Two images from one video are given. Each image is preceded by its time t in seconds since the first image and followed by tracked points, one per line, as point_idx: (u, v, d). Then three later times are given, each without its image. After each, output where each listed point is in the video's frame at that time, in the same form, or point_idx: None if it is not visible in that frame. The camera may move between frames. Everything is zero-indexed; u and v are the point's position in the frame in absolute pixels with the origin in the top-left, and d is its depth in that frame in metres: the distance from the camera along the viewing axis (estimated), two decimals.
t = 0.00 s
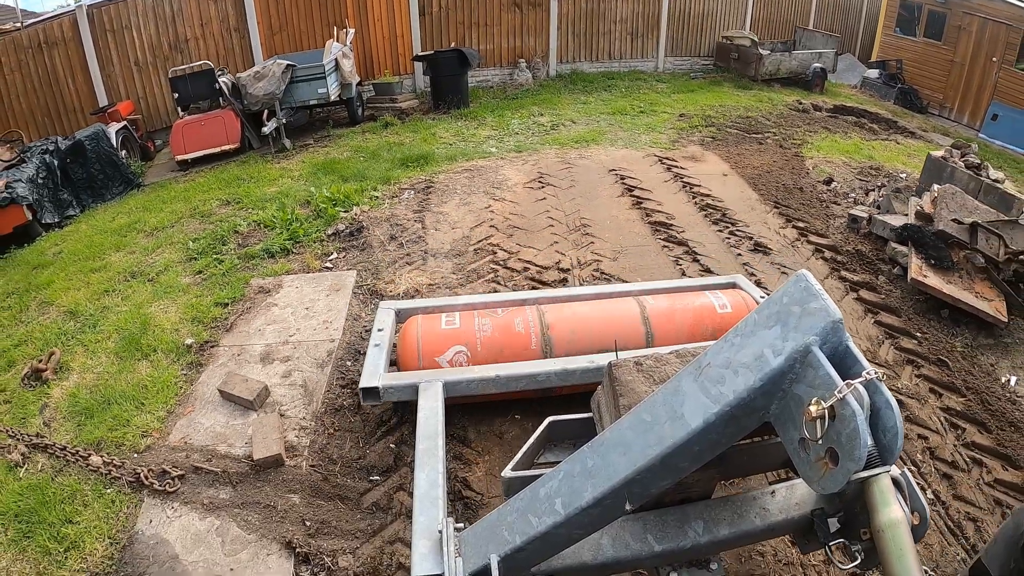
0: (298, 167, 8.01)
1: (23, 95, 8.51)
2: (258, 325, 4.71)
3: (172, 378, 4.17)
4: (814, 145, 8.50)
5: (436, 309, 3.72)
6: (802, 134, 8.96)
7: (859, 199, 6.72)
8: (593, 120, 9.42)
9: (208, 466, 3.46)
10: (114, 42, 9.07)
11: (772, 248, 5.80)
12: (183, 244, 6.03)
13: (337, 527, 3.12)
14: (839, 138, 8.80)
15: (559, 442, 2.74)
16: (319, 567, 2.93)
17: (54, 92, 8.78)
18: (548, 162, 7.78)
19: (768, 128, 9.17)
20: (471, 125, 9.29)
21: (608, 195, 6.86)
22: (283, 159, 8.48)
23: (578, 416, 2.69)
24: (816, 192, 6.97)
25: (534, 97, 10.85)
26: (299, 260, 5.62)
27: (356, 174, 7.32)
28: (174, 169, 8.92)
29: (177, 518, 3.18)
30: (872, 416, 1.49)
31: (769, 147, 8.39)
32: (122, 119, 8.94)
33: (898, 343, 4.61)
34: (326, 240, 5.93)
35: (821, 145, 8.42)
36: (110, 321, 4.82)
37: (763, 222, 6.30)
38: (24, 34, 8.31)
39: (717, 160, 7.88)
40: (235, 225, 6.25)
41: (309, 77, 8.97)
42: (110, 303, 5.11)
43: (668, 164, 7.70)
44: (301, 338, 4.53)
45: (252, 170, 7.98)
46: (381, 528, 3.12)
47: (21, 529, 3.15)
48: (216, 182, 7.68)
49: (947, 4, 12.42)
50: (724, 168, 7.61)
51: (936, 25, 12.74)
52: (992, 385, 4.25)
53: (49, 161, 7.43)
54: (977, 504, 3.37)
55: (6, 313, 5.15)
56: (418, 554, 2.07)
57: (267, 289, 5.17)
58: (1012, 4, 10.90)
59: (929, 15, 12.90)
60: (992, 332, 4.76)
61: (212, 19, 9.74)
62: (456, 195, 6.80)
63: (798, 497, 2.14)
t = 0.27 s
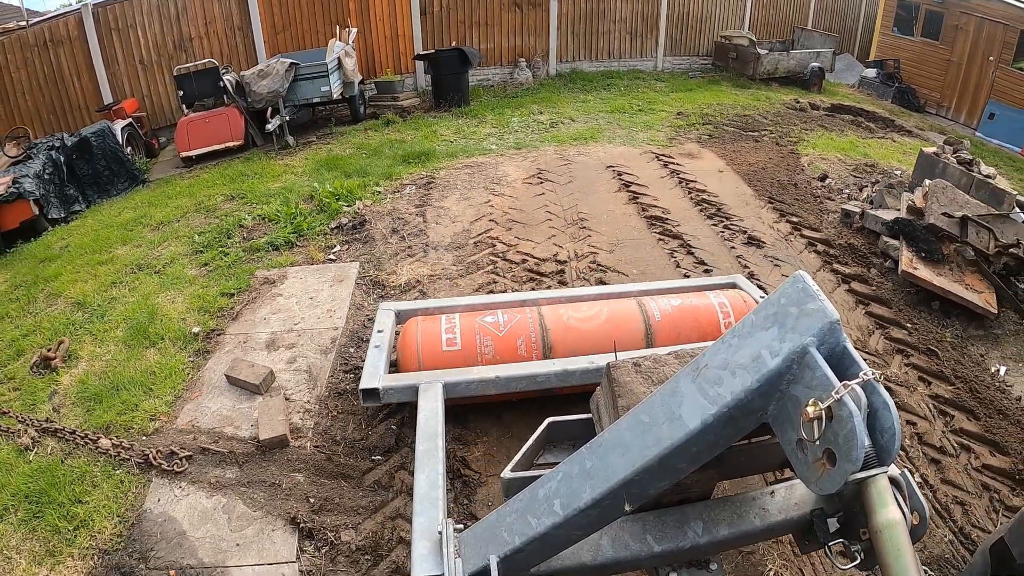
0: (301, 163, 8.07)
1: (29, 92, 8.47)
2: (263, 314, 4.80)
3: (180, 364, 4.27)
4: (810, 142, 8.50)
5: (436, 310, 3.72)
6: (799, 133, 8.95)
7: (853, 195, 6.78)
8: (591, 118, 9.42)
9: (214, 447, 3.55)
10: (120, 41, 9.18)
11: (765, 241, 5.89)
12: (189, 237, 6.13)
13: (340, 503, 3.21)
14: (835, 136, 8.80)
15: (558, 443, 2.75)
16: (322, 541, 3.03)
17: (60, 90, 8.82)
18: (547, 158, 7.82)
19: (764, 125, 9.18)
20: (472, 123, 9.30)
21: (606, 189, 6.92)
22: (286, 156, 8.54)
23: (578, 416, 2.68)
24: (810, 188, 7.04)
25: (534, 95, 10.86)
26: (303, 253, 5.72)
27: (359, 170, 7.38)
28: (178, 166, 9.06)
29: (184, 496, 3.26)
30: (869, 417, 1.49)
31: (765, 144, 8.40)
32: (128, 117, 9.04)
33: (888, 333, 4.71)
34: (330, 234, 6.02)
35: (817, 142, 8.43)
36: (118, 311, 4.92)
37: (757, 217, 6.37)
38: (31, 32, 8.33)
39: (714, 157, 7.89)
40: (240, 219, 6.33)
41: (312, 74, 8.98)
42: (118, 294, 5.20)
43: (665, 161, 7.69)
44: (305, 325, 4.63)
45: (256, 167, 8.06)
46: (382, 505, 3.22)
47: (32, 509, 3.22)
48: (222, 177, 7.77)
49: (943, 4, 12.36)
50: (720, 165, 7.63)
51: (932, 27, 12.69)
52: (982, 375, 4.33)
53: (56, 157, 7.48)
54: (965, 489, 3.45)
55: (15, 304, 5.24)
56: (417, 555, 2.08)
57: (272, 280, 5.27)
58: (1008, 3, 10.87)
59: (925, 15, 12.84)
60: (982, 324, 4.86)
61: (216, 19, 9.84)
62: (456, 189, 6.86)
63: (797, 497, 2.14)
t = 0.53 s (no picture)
0: (303, 160, 8.14)
1: (34, 89, 8.71)
2: (269, 304, 4.97)
3: (187, 351, 4.43)
4: (806, 140, 8.52)
5: (436, 310, 3.72)
6: (796, 130, 8.96)
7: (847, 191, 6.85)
8: (590, 116, 9.44)
9: (223, 429, 3.70)
10: (125, 39, 9.26)
11: (759, 233, 5.96)
12: (196, 231, 6.30)
13: (344, 480, 3.34)
14: (831, 134, 8.83)
15: (559, 443, 2.75)
16: (326, 516, 3.15)
17: (65, 87, 8.96)
18: (546, 154, 7.88)
19: (761, 123, 9.20)
20: (472, 121, 9.30)
21: (603, 184, 6.99)
22: (289, 153, 8.59)
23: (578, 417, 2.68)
24: (805, 184, 7.10)
25: (533, 94, 10.87)
26: (307, 245, 5.87)
27: (362, 166, 7.46)
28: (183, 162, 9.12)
29: (192, 475, 3.40)
30: (869, 417, 1.49)
31: (762, 141, 8.42)
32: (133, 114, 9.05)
33: (879, 323, 4.83)
34: (333, 227, 6.18)
35: (813, 140, 8.45)
36: (126, 301, 5.09)
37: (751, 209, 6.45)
38: (36, 29, 8.53)
39: (710, 153, 7.92)
40: (245, 214, 6.50)
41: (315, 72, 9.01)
42: (125, 285, 5.38)
43: (663, 158, 7.70)
44: (310, 314, 4.78)
45: (259, 163, 8.14)
46: (385, 482, 3.33)
47: (42, 489, 3.36)
48: (224, 174, 7.86)
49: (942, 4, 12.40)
50: (716, 161, 7.66)
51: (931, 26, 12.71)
52: (972, 364, 4.45)
53: (62, 153, 7.61)
54: (953, 472, 3.55)
55: (24, 296, 5.40)
56: (418, 555, 2.09)
57: (277, 271, 5.45)
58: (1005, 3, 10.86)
59: (924, 15, 12.87)
60: (973, 315, 4.99)
61: (221, 17, 9.85)
62: (457, 184, 6.96)
63: (798, 497, 2.15)
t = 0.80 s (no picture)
0: (307, 157, 8.15)
1: (41, 88, 8.61)
2: (275, 293, 5.08)
3: (196, 338, 4.49)
4: (801, 138, 8.52)
5: (436, 312, 3.73)
6: (791, 129, 8.96)
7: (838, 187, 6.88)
8: (589, 115, 9.46)
9: (230, 411, 3.77)
10: (130, 38, 9.28)
11: (753, 227, 6.02)
12: (201, 224, 6.36)
13: (348, 457, 3.43)
14: (826, 132, 8.84)
15: (559, 444, 2.76)
16: (330, 492, 3.23)
17: (71, 86, 8.92)
18: (544, 151, 7.91)
19: (757, 122, 9.19)
20: (473, 119, 9.32)
21: (600, 181, 7.01)
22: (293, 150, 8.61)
23: (577, 418, 2.69)
24: (799, 180, 7.11)
25: (532, 93, 10.88)
26: (312, 238, 5.96)
27: (363, 163, 7.50)
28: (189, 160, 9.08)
29: (200, 456, 3.48)
30: (867, 418, 1.50)
31: (758, 139, 8.43)
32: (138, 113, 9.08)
33: (869, 313, 4.85)
34: (338, 221, 6.26)
35: (807, 138, 8.45)
36: (134, 293, 5.14)
37: (744, 204, 6.50)
38: (43, 29, 8.43)
39: (707, 150, 7.93)
40: (250, 208, 6.54)
41: (318, 72, 9.07)
42: (132, 278, 5.42)
43: (660, 155, 7.70)
44: (315, 303, 4.89)
45: (263, 160, 8.13)
46: (386, 460, 3.41)
47: (53, 471, 3.40)
48: (227, 172, 7.82)
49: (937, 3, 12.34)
50: (712, 157, 7.68)
51: (927, 25, 12.71)
52: (961, 353, 4.48)
53: (69, 150, 7.64)
54: (940, 456, 3.59)
55: (32, 288, 5.44)
56: (417, 556, 2.10)
57: (282, 263, 5.53)
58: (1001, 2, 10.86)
59: (920, 14, 12.83)
60: (962, 306, 5.01)
61: (225, 18, 9.96)
62: (457, 180, 7.01)
63: (796, 498, 2.15)
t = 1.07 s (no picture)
0: (310, 154, 8.15)
1: (46, 86, 8.61)
2: (279, 284, 5.19)
3: (203, 327, 4.62)
4: (796, 134, 8.51)
5: (436, 312, 3.73)
6: (786, 126, 8.94)
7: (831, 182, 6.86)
8: (587, 112, 9.46)
9: (237, 394, 3.92)
10: (135, 37, 9.29)
11: (746, 222, 6.09)
12: (206, 219, 6.43)
13: (352, 437, 3.59)
14: (822, 129, 8.83)
15: (559, 444, 2.76)
16: (334, 469, 3.39)
17: (77, 84, 8.92)
18: (542, 147, 7.93)
19: (753, 119, 9.17)
20: (473, 117, 9.31)
21: (597, 176, 7.03)
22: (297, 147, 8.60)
23: (577, 419, 2.69)
24: (793, 175, 7.12)
25: (531, 92, 10.87)
26: (314, 231, 6.04)
27: (365, 159, 7.52)
28: (193, 157, 9.10)
29: (208, 436, 3.62)
30: (867, 418, 1.50)
31: (753, 136, 8.43)
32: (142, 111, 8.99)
33: (859, 303, 4.98)
34: (341, 216, 6.32)
35: (803, 135, 8.43)
36: (141, 284, 5.24)
37: (739, 200, 6.53)
38: (49, 29, 8.44)
39: (702, 147, 7.94)
40: (254, 204, 6.59)
41: (321, 70, 9.13)
42: (140, 270, 5.51)
43: (657, 151, 7.71)
44: (319, 292, 5.00)
45: (268, 157, 8.11)
46: (389, 438, 3.58)
47: (64, 452, 3.51)
48: (229, 168, 7.85)
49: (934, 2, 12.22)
50: (707, 153, 7.69)
51: (923, 25, 12.57)
52: (950, 341, 4.59)
53: (75, 147, 7.64)
54: (928, 439, 3.72)
55: (41, 281, 5.51)
56: (418, 556, 2.10)
57: (286, 255, 5.63)
58: None
59: (919, 11, 12.66)
60: (952, 296, 5.11)
61: (228, 17, 9.95)
62: (457, 176, 7.04)
63: (796, 499, 2.15)
